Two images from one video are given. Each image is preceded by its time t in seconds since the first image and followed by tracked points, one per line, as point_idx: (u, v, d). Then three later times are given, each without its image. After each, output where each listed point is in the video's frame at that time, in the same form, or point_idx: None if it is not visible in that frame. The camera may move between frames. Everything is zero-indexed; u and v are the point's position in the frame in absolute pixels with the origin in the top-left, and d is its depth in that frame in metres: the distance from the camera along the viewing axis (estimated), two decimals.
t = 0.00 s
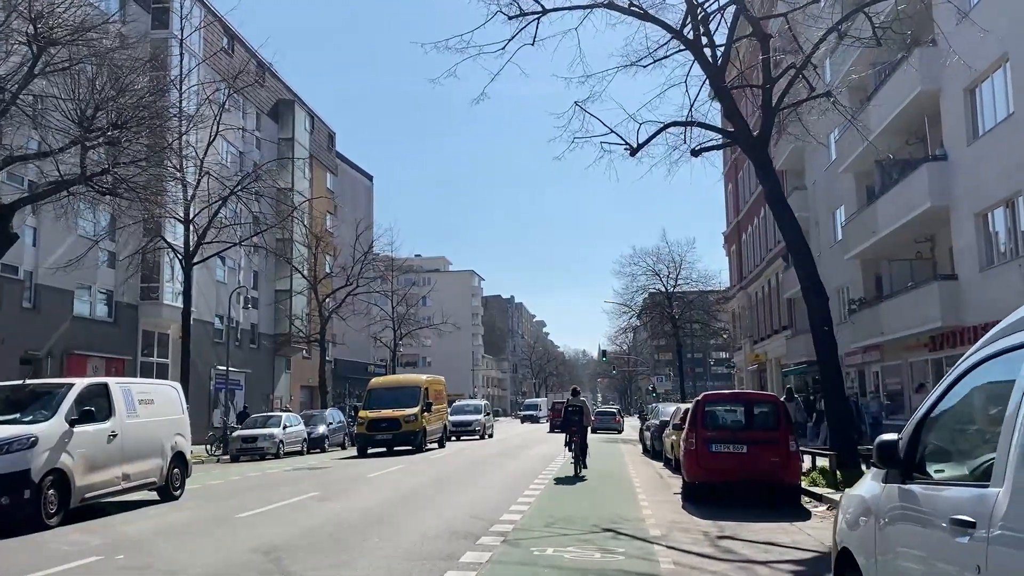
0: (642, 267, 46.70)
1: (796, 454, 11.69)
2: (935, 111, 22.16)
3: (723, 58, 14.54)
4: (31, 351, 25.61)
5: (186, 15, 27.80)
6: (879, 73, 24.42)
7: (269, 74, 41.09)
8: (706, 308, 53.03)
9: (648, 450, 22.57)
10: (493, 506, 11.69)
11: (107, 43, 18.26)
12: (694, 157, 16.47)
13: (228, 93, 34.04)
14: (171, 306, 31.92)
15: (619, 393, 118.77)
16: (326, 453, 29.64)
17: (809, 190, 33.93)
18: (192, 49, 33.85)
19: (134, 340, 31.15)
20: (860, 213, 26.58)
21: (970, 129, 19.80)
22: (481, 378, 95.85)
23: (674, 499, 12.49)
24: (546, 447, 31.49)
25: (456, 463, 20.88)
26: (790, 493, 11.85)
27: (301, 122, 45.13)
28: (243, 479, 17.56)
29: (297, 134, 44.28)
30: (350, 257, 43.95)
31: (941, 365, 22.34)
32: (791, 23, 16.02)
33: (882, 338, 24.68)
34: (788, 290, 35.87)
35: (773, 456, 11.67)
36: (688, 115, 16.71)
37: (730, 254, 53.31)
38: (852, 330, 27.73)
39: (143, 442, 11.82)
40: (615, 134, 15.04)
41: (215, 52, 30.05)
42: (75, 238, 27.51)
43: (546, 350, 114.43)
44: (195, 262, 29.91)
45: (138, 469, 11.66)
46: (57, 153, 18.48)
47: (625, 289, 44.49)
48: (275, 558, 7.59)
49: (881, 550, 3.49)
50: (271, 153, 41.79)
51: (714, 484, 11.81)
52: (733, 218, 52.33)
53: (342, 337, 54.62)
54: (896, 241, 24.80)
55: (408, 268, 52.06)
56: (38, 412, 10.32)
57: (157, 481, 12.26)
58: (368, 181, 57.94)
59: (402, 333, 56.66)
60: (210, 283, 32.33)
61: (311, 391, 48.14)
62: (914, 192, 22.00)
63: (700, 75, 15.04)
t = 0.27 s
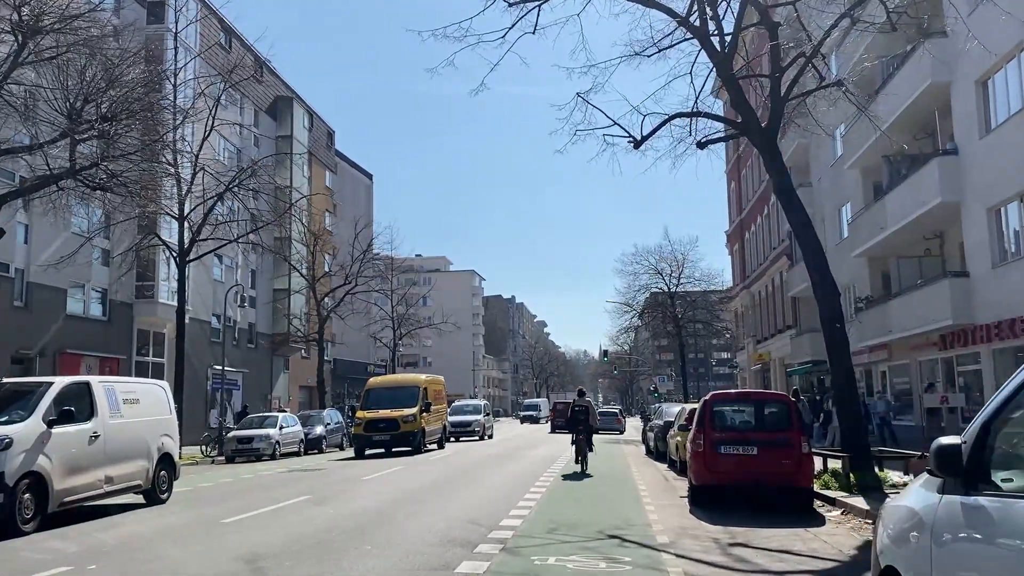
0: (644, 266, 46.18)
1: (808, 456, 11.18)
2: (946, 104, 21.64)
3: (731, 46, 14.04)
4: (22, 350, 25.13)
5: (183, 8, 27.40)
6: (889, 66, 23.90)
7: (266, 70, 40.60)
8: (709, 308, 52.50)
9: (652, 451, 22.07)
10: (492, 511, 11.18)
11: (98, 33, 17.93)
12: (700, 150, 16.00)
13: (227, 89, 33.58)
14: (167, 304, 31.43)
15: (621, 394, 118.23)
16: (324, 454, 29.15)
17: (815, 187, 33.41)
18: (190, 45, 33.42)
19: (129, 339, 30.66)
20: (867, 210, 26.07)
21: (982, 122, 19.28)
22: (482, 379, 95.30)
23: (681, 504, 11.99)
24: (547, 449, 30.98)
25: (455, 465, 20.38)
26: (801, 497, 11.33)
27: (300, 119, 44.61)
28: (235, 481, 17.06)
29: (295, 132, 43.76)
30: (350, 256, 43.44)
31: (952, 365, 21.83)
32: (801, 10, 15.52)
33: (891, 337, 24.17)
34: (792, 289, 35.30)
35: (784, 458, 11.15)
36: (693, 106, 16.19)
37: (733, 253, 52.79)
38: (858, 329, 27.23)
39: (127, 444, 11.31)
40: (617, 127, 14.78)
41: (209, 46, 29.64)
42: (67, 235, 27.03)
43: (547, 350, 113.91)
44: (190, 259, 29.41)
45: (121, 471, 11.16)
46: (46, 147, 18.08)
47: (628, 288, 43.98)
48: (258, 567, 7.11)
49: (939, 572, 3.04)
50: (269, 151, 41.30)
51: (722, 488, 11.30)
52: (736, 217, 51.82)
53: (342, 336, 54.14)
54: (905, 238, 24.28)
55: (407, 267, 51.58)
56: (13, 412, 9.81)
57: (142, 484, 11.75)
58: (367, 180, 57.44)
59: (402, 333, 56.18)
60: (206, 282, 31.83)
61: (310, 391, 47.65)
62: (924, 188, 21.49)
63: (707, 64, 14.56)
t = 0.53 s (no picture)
0: (646, 264, 45.64)
1: (821, 459, 10.68)
2: (957, 97, 21.11)
3: (738, 33, 13.55)
4: (13, 349, 24.66)
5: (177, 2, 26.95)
6: (897, 59, 23.39)
7: (264, 66, 40.09)
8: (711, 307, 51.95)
9: (656, 453, 21.50)
10: (490, 516, 10.70)
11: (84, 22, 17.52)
12: (706, 142, 15.50)
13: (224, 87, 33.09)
14: (161, 303, 30.94)
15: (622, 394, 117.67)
16: (320, 456, 28.65)
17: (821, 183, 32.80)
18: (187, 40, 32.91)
19: (123, 338, 30.18)
20: (873, 206, 25.56)
21: (996, 115, 18.74)
22: (483, 379, 94.74)
23: (687, 508, 11.50)
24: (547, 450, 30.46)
25: (453, 467, 19.86)
26: (813, 501, 10.82)
27: (297, 116, 44.04)
28: (226, 484, 16.55)
29: (293, 129, 43.20)
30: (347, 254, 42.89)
31: (962, 364, 21.35)
32: None
33: (898, 336, 23.68)
34: (796, 289, 34.79)
35: (796, 460, 10.65)
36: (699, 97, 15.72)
37: (735, 252, 52.28)
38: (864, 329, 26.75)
39: (108, 446, 10.84)
40: (621, 118, 14.54)
41: (205, 41, 29.20)
42: (59, 233, 26.55)
43: (547, 350, 113.36)
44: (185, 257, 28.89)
45: (101, 474, 10.66)
46: (34, 140, 17.64)
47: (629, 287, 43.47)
48: None
49: None
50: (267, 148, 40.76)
51: (731, 492, 10.78)
52: (739, 215, 51.30)
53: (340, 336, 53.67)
54: (913, 235, 23.77)
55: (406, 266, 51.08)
56: None
57: (125, 487, 11.25)
58: (366, 179, 56.91)
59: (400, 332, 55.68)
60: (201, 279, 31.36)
61: (308, 391, 47.18)
62: (933, 183, 20.96)
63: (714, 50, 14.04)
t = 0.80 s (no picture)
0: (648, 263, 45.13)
1: (836, 462, 10.19)
2: (968, 89, 20.62)
3: (747, 19, 13.03)
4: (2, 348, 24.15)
5: None
6: (905, 53, 22.90)
7: (260, 63, 39.61)
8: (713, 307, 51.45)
9: (659, 455, 20.98)
10: (488, 523, 10.20)
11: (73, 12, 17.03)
12: (712, 134, 15.00)
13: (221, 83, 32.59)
14: (155, 302, 30.44)
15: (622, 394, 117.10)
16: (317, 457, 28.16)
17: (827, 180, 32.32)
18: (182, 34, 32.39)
19: (116, 338, 29.67)
20: (881, 203, 25.04)
21: (1010, 108, 18.24)
22: (483, 380, 94.17)
23: (694, 515, 10.99)
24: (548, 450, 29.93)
25: (452, 469, 19.37)
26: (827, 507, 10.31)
27: (295, 113, 43.57)
28: (217, 487, 16.05)
29: (291, 127, 42.72)
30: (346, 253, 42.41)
31: (974, 364, 20.84)
32: None
33: (906, 336, 23.17)
34: (801, 288, 34.27)
35: (809, 464, 10.15)
36: (705, 87, 15.17)
37: (738, 252, 51.76)
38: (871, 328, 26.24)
39: (89, 448, 10.36)
40: (624, 110, 13.91)
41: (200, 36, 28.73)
42: (51, 230, 26.05)
43: (548, 350, 112.82)
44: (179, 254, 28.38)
45: (81, 477, 10.18)
46: (21, 133, 17.12)
47: (631, 286, 42.96)
48: None
49: None
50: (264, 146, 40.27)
51: (741, 497, 10.28)
52: (742, 214, 50.76)
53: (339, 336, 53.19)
54: (921, 232, 23.26)
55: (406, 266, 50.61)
56: None
57: (107, 491, 10.77)
58: (365, 177, 56.40)
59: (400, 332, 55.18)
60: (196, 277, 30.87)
61: (306, 392, 46.69)
62: (944, 178, 20.48)
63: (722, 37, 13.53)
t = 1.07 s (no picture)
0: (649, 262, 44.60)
1: (851, 466, 9.67)
2: (980, 82, 20.09)
3: (756, 4, 12.51)
4: None
5: None
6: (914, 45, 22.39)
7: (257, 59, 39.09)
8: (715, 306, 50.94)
9: (663, 456, 20.48)
10: (485, 530, 9.70)
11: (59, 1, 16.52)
12: (719, 124, 14.48)
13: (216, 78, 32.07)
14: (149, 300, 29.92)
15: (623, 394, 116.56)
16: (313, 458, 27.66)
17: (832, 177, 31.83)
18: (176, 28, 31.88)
19: (110, 337, 29.16)
20: (888, 199, 24.50)
21: None
22: (483, 380, 93.61)
23: (702, 521, 10.48)
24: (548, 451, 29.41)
25: (450, 471, 18.88)
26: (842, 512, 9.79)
27: (293, 110, 43.04)
28: (207, 490, 15.55)
29: (289, 124, 42.19)
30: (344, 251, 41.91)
31: (985, 363, 20.33)
32: None
33: (915, 334, 22.67)
34: (806, 286, 33.76)
35: (824, 468, 9.63)
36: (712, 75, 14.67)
37: (740, 250, 51.25)
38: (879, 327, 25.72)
39: (67, 451, 9.86)
40: (628, 101, 13.81)
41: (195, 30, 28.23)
42: (41, 227, 25.52)
43: (548, 350, 112.27)
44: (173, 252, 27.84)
45: (58, 480, 9.69)
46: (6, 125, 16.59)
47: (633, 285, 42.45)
48: None
49: None
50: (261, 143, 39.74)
51: (752, 502, 9.75)
52: (745, 213, 50.22)
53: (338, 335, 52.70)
54: (931, 228, 22.75)
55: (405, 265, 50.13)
56: None
57: (86, 494, 10.28)
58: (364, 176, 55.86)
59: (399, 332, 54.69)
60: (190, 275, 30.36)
61: (304, 392, 46.20)
62: (954, 172, 19.93)
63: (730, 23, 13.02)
